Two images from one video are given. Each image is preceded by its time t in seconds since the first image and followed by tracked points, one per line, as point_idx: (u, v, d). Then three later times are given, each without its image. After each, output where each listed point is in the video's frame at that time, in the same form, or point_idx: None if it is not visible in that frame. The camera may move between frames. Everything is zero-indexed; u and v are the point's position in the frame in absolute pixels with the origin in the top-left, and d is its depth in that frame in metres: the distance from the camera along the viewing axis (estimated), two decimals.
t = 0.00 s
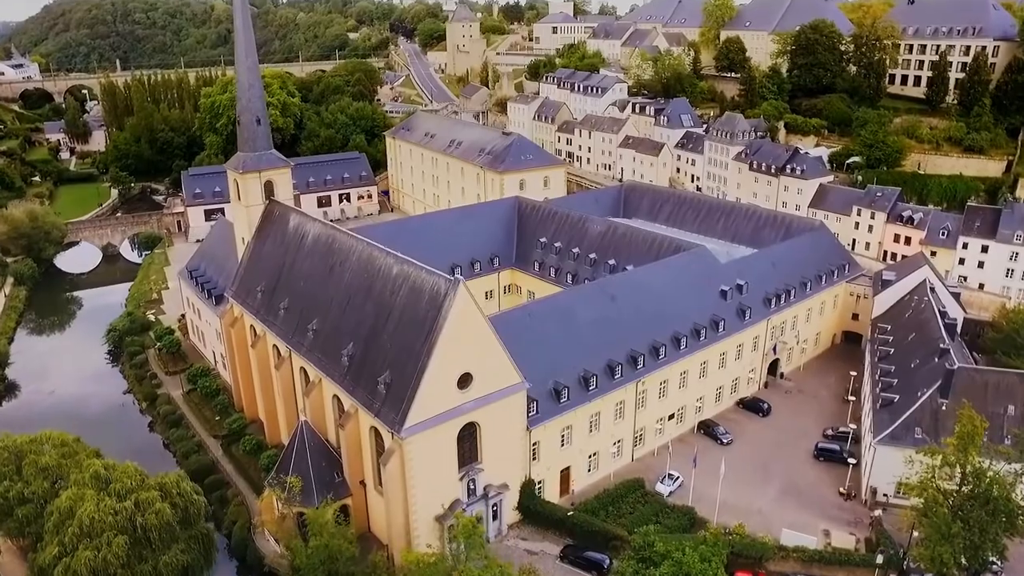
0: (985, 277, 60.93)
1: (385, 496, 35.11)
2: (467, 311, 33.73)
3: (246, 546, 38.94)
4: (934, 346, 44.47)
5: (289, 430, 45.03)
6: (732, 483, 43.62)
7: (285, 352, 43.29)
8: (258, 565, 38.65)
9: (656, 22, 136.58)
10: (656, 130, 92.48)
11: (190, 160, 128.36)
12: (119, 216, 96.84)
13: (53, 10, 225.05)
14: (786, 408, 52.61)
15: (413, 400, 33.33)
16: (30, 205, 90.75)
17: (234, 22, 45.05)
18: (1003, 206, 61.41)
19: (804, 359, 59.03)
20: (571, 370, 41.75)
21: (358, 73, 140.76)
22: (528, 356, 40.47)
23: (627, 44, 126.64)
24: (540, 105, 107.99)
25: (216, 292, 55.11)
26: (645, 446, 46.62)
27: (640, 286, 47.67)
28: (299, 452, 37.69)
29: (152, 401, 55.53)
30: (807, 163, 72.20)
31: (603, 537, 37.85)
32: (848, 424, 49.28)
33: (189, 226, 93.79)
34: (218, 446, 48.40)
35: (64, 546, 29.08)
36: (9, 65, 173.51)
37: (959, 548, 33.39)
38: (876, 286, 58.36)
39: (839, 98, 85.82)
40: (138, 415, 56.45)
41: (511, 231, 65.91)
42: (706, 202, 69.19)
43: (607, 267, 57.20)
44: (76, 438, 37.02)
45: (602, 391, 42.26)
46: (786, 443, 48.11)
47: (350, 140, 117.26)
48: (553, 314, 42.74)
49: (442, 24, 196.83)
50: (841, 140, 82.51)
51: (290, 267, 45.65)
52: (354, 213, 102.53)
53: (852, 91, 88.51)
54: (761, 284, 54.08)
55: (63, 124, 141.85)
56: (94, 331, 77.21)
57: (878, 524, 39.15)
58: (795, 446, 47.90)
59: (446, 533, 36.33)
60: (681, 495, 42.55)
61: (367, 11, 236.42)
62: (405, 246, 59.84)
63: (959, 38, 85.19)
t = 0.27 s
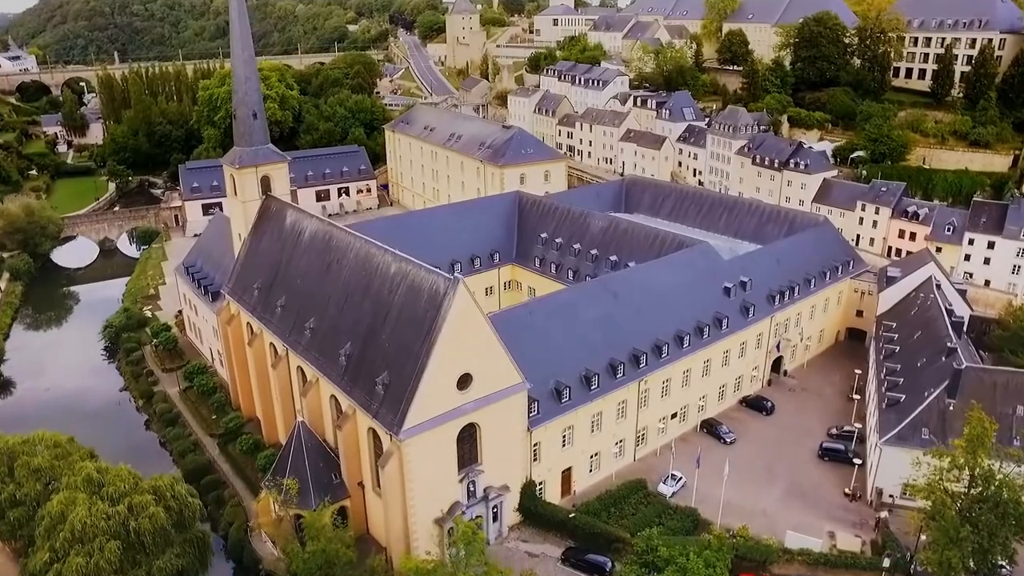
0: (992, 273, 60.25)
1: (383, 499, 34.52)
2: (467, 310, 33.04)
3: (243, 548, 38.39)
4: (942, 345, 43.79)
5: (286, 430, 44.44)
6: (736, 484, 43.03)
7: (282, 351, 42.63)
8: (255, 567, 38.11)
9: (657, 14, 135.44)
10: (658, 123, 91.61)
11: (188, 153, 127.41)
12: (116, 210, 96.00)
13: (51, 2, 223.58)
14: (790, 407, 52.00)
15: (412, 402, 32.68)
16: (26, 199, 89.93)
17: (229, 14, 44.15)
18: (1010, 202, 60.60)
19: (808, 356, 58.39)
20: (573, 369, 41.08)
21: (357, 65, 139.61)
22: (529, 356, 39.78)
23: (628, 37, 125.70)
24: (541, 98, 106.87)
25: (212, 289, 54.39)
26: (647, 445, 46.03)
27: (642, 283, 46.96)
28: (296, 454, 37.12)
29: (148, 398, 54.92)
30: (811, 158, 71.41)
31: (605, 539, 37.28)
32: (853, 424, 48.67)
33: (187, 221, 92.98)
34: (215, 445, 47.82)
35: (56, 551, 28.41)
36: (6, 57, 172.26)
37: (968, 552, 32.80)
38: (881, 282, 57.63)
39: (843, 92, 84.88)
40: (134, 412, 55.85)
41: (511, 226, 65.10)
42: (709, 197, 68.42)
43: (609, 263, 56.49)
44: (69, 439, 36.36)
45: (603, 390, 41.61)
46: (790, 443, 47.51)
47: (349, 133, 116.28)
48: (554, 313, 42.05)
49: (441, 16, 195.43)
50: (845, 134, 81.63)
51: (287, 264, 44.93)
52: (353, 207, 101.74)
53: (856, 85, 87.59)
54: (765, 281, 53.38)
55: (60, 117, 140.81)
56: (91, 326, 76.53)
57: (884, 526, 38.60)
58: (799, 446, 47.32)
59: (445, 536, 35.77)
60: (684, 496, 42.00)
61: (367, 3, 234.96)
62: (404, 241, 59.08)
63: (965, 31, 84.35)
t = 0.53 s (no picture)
0: (1000, 266, 59.49)
1: (381, 499, 33.77)
2: (467, 308, 32.16)
3: (239, 548, 37.72)
4: (951, 341, 42.92)
5: (283, 427, 43.66)
6: (741, 482, 42.34)
7: (278, 347, 41.78)
8: (252, 567, 37.46)
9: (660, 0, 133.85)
10: (660, 112, 90.40)
11: (186, 142, 126.10)
12: (112, 200, 94.63)
13: None
14: (795, 403, 51.26)
15: (410, 402, 31.86)
16: (20, 189, 88.86)
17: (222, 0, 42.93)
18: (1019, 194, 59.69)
19: (813, 350, 57.56)
20: (575, 365, 40.24)
21: (355, 52, 138.02)
22: (530, 352, 38.91)
23: (630, 24, 124.23)
24: (542, 87, 105.35)
25: (208, 282, 53.45)
26: (650, 442, 45.26)
27: (645, 277, 46.05)
28: (292, 453, 36.37)
29: (143, 393, 54.11)
30: (816, 148, 70.29)
31: (608, 540, 36.61)
32: (859, 420, 47.94)
33: (183, 211, 91.90)
34: (211, 441, 47.09)
35: (44, 557, 27.67)
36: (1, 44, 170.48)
37: (980, 555, 32.06)
38: (888, 275, 56.73)
39: (848, 81, 83.63)
40: (129, 407, 55.12)
41: (512, 217, 64.05)
42: (712, 187, 67.40)
43: (611, 255, 55.56)
44: (61, 437, 35.60)
45: (606, 387, 40.78)
46: (795, 440, 46.80)
47: (348, 122, 114.93)
48: (555, 308, 41.17)
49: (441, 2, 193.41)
50: (850, 123, 80.44)
51: (283, 258, 44.02)
52: (352, 196, 100.64)
53: (862, 73, 86.32)
54: (770, 274, 52.46)
55: (56, 105, 139.36)
56: (86, 318, 75.66)
57: (892, 526, 37.96)
58: (804, 443, 46.59)
59: (445, 537, 35.07)
60: (688, 494, 41.34)
61: None
62: (402, 233, 58.08)
63: (973, 18, 83.18)
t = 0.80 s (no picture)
0: (1008, 260, 58.57)
1: (380, 501, 33.11)
2: (467, 306, 31.36)
3: (235, 549, 37.13)
4: (960, 338, 42.15)
5: (280, 424, 42.97)
6: (745, 481, 41.73)
7: (275, 343, 41.01)
8: (248, 568, 36.90)
9: None
10: (662, 102, 89.28)
11: (183, 131, 124.87)
12: (108, 191, 93.52)
13: None
14: (800, 399, 50.57)
15: (409, 402, 31.11)
16: (16, 180, 87.87)
17: None
18: None
19: (818, 345, 56.82)
20: (577, 363, 39.47)
21: (354, 40, 136.47)
22: (531, 350, 38.14)
23: (632, 12, 122.69)
24: (542, 76, 103.63)
25: (204, 276, 52.60)
26: (653, 440, 44.59)
27: (649, 272, 45.21)
28: (289, 453, 35.69)
29: (139, 388, 53.43)
30: (821, 139, 69.32)
31: (611, 541, 36.01)
32: (865, 417, 47.28)
33: (180, 202, 90.94)
34: (207, 438, 46.43)
35: (33, 562, 27.01)
36: None
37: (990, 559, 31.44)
38: (894, 269, 55.91)
39: (854, 70, 82.44)
40: (125, 402, 54.45)
41: (512, 209, 63.04)
42: (716, 179, 66.44)
43: (614, 249, 54.70)
44: (53, 437, 34.89)
45: (609, 385, 40.03)
46: (800, 437, 46.15)
47: (347, 111, 113.67)
48: (557, 304, 40.36)
49: None
50: (856, 113, 79.32)
51: (279, 252, 43.16)
52: (350, 186, 99.57)
53: (867, 63, 85.10)
54: (775, 268, 51.62)
55: (52, 94, 138.01)
56: (82, 310, 74.92)
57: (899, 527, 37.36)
58: (809, 440, 45.94)
59: (445, 538, 34.46)
60: (691, 493, 40.73)
61: None
62: (401, 226, 57.24)
63: (981, 7, 81.97)
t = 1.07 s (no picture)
0: (1015, 255, 58.23)
1: (378, 503, 32.50)
2: (467, 304, 30.64)
3: (232, 550, 36.59)
4: (969, 335, 41.45)
5: (277, 422, 42.34)
6: (749, 480, 41.19)
7: (271, 340, 40.31)
8: (245, 570, 36.37)
9: None
10: (665, 93, 88.30)
11: (181, 122, 123.73)
12: (104, 182, 92.59)
13: None
14: (804, 395, 49.96)
15: (408, 403, 30.42)
16: (11, 172, 86.96)
17: None
18: None
19: (822, 341, 56.14)
20: (579, 361, 38.76)
21: (353, 30, 135.08)
22: (532, 348, 37.41)
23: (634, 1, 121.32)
24: (543, 66, 102.34)
25: (200, 271, 51.80)
26: (655, 438, 43.97)
27: (652, 267, 44.46)
28: (286, 453, 35.08)
29: (134, 384, 52.79)
30: (826, 131, 68.37)
31: (614, 542, 35.52)
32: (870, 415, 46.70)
33: (177, 193, 90.02)
34: (203, 436, 45.83)
35: (24, 568, 26.38)
36: None
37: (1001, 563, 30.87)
38: (900, 264, 55.17)
39: (859, 61, 81.39)
40: (121, 398, 53.85)
41: (513, 202, 62.13)
42: (719, 171, 65.59)
43: (616, 243, 53.91)
44: (45, 436, 34.20)
45: (611, 383, 39.34)
46: (804, 434, 45.55)
47: (345, 101, 112.51)
48: (560, 301, 39.61)
49: None
50: (861, 105, 78.29)
51: (275, 247, 42.39)
52: (349, 178, 98.62)
53: (872, 53, 84.05)
54: (780, 263, 50.87)
55: (48, 84, 136.79)
56: (78, 304, 74.21)
57: (906, 528, 36.85)
58: (814, 438, 45.35)
59: (444, 540, 33.90)
60: (695, 493, 40.20)
61: None
62: (400, 220, 56.50)
63: None
